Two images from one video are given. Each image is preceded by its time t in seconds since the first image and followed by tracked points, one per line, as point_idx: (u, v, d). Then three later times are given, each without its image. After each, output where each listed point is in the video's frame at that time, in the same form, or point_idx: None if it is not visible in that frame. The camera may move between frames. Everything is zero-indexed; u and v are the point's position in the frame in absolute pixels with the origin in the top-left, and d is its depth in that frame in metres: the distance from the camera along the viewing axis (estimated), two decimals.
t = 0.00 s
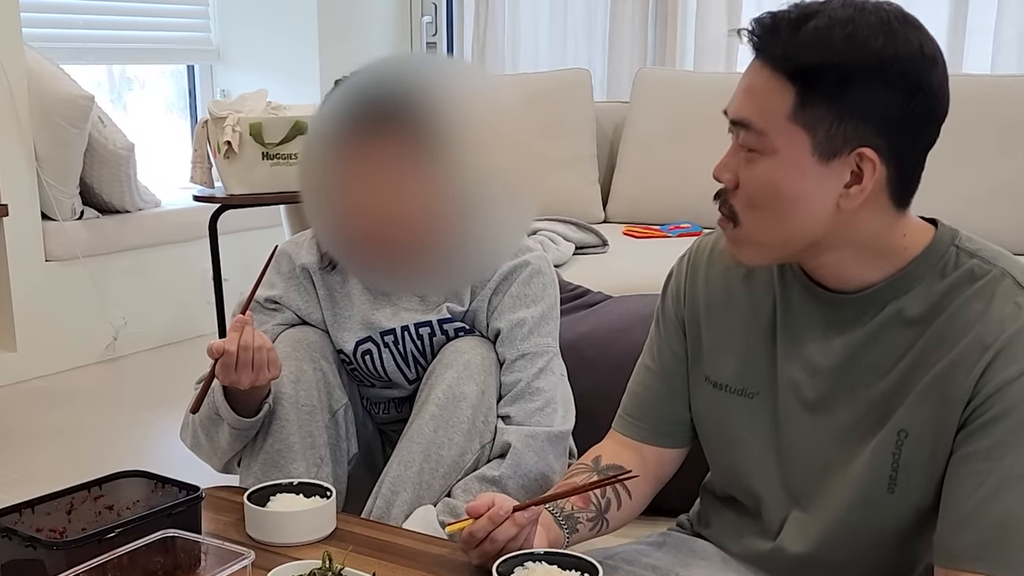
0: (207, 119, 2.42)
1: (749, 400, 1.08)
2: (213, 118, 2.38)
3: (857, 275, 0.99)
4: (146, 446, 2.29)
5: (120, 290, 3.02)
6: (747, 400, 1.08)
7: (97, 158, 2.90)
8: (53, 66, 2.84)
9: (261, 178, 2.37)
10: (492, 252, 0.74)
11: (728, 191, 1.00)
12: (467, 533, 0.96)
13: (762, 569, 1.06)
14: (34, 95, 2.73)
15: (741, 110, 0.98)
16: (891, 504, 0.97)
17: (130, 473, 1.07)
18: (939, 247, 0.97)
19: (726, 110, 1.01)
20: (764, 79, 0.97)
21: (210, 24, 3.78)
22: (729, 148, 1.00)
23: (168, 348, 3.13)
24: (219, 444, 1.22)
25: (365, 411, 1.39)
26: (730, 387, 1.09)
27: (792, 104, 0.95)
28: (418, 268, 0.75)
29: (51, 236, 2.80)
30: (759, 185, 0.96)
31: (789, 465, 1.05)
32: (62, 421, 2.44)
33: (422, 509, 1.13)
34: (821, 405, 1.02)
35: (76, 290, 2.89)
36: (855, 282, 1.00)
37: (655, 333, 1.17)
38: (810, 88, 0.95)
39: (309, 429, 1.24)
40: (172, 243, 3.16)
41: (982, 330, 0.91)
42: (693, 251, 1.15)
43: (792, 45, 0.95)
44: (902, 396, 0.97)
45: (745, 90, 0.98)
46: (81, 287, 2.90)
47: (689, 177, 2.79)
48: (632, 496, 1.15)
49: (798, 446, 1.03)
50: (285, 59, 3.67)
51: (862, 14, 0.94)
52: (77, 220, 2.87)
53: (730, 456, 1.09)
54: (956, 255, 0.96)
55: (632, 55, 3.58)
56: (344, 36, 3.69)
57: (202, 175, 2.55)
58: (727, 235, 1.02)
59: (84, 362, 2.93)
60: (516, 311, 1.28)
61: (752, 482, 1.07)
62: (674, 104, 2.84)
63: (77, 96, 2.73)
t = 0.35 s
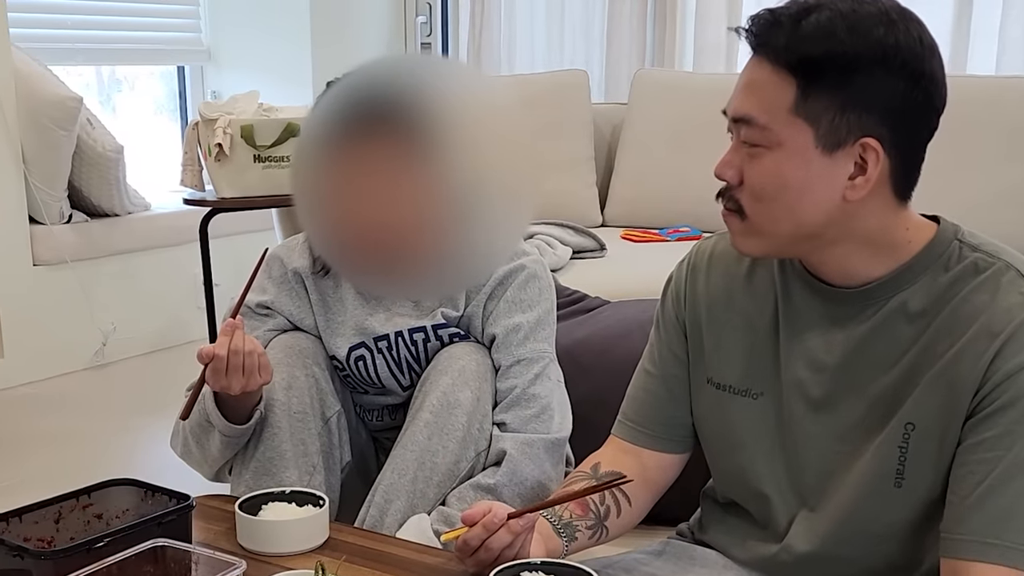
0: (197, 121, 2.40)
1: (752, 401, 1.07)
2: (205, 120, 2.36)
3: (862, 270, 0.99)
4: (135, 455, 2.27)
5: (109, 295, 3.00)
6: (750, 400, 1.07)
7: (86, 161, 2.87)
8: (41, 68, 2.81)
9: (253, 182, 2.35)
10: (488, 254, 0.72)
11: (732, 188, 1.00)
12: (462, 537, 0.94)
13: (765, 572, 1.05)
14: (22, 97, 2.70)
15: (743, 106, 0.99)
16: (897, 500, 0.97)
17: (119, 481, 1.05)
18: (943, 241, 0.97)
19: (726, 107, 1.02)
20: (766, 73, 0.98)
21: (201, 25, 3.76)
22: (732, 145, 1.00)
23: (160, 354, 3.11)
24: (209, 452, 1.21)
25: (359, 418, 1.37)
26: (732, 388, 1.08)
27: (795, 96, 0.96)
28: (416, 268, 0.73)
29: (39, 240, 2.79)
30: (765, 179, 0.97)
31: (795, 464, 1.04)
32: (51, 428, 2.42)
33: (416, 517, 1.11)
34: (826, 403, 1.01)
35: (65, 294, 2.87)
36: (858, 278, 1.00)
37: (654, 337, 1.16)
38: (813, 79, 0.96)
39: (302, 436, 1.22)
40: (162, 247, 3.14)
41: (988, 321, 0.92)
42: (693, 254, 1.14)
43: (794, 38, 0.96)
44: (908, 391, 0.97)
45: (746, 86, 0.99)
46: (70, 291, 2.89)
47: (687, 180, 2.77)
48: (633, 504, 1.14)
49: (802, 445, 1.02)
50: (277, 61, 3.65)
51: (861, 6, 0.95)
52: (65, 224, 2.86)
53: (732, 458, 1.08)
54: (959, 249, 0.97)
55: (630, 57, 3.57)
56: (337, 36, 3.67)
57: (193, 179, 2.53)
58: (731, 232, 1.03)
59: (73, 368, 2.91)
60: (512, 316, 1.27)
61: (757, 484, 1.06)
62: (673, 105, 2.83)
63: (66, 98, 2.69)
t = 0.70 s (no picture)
0: (188, 123, 2.39)
1: (751, 408, 1.05)
2: (195, 122, 2.36)
3: (859, 275, 0.98)
4: (123, 464, 2.25)
5: (99, 300, 2.98)
6: (747, 408, 1.06)
7: (75, 163, 2.85)
8: (30, 69, 2.79)
9: (244, 185, 2.33)
10: (483, 261, 0.71)
11: (723, 193, 0.99)
12: (457, 546, 0.93)
13: None
14: (9, 99, 2.67)
15: (733, 109, 0.98)
16: (897, 509, 0.95)
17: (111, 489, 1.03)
18: (941, 246, 0.96)
19: (716, 113, 1.01)
20: (756, 76, 0.97)
21: (192, 25, 3.75)
22: (723, 150, 0.99)
23: (150, 360, 3.09)
24: (200, 460, 1.19)
25: (352, 425, 1.36)
26: (730, 395, 1.07)
27: (785, 99, 0.95)
28: (411, 274, 0.71)
29: (27, 245, 2.76)
30: (755, 183, 0.96)
31: (794, 473, 1.02)
32: (39, 435, 2.40)
33: (410, 526, 1.10)
34: (826, 410, 1.00)
35: (54, 299, 2.85)
36: (855, 283, 0.99)
37: (651, 343, 1.15)
38: (803, 82, 0.95)
39: (295, 444, 1.20)
40: (152, 251, 3.12)
41: (988, 327, 0.91)
42: (690, 259, 1.13)
43: (784, 40, 0.96)
44: (908, 398, 0.96)
45: (736, 90, 0.98)
46: (59, 296, 2.87)
47: (684, 183, 2.76)
48: (630, 514, 1.12)
49: (801, 453, 1.01)
50: (269, 62, 3.64)
51: (850, 7, 0.95)
52: (53, 227, 2.83)
53: (731, 466, 1.07)
54: (958, 254, 0.96)
55: (628, 58, 3.57)
56: (329, 36, 3.66)
57: (183, 182, 2.55)
58: (723, 237, 1.01)
59: (62, 375, 2.89)
60: (508, 321, 1.25)
61: (756, 493, 1.04)
62: (671, 106, 2.82)
63: (54, 100, 2.66)
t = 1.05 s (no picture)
0: (179, 125, 2.37)
1: (748, 415, 1.04)
2: (186, 124, 2.35)
3: (856, 279, 0.97)
4: (111, 472, 2.23)
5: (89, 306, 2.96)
6: (746, 414, 1.04)
7: (63, 166, 2.84)
8: (19, 71, 2.78)
9: (235, 188, 2.31)
10: (479, 266, 0.70)
11: (718, 197, 0.98)
12: (452, 556, 0.91)
13: None
14: None
15: (726, 111, 0.97)
16: (898, 516, 0.94)
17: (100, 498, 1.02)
18: (939, 248, 0.95)
19: (709, 115, 0.99)
20: (748, 78, 0.96)
21: (182, 25, 3.74)
22: (716, 152, 0.98)
23: (139, 367, 3.07)
24: (191, 468, 1.17)
25: (345, 432, 1.34)
26: (728, 401, 1.06)
27: (777, 101, 0.94)
28: (406, 280, 0.70)
29: (14, 249, 2.74)
30: (749, 185, 0.95)
31: (793, 480, 1.01)
32: (27, 443, 2.38)
33: (405, 535, 1.08)
34: (825, 417, 0.99)
35: (42, 304, 2.83)
36: (852, 287, 0.97)
37: (648, 349, 1.13)
38: (796, 84, 0.94)
39: (287, 452, 1.19)
40: (140, 255, 3.10)
41: (987, 330, 0.89)
42: (686, 264, 1.12)
43: (776, 41, 0.95)
44: (907, 404, 0.95)
45: (730, 92, 0.97)
46: (48, 301, 2.85)
47: (680, 187, 2.75)
48: (627, 523, 1.11)
49: (801, 460, 1.00)
50: (261, 62, 3.62)
51: (843, 8, 0.94)
52: (41, 231, 2.81)
53: (729, 474, 1.05)
54: (955, 257, 0.94)
55: (625, 60, 3.56)
56: (322, 37, 3.64)
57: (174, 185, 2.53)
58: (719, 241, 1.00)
59: (49, 382, 2.87)
60: (504, 326, 1.24)
61: (755, 501, 1.03)
62: (668, 108, 2.81)
63: (43, 102, 2.65)
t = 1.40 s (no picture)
0: (170, 126, 2.36)
1: (747, 421, 1.03)
2: (176, 125, 2.33)
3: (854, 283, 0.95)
4: (99, 480, 2.21)
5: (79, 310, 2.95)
6: (744, 421, 1.03)
7: (52, 169, 2.82)
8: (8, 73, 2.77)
9: (227, 190, 2.30)
10: (475, 270, 0.68)
11: (714, 202, 0.96)
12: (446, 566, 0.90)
13: None
14: None
15: (718, 116, 0.96)
16: (900, 524, 0.92)
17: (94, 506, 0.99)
18: (939, 252, 0.93)
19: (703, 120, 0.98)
20: (740, 82, 0.95)
21: (173, 26, 3.73)
22: (710, 157, 0.97)
23: (128, 373, 3.05)
24: (181, 475, 1.16)
25: (339, 440, 1.33)
26: (726, 408, 1.04)
27: (768, 105, 0.93)
28: (402, 284, 0.68)
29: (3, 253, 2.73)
30: (743, 190, 0.93)
31: (793, 487, 0.99)
32: (16, 450, 2.36)
33: (399, 544, 1.06)
34: (826, 423, 0.97)
35: (32, 309, 2.81)
36: (849, 292, 0.96)
37: (644, 355, 1.12)
38: (787, 87, 0.93)
39: (279, 460, 1.17)
40: (131, 259, 3.09)
41: (987, 334, 0.88)
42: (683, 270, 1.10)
43: (767, 44, 0.94)
44: (908, 410, 0.93)
45: (723, 96, 0.96)
46: (38, 306, 2.83)
47: (677, 191, 2.74)
48: (626, 533, 1.09)
49: (800, 468, 0.98)
50: (254, 63, 3.61)
51: (832, 9, 0.93)
52: (29, 235, 2.80)
53: (727, 481, 1.04)
54: (956, 260, 0.93)
55: (623, 61, 3.55)
56: (315, 37, 3.63)
57: (164, 188, 2.51)
58: (715, 246, 0.99)
59: (36, 389, 2.85)
60: (499, 332, 1.23)
61: (754, 509, 1.01)
62: (665, 111, 2.80)
63: (31, 103, 2.63)
